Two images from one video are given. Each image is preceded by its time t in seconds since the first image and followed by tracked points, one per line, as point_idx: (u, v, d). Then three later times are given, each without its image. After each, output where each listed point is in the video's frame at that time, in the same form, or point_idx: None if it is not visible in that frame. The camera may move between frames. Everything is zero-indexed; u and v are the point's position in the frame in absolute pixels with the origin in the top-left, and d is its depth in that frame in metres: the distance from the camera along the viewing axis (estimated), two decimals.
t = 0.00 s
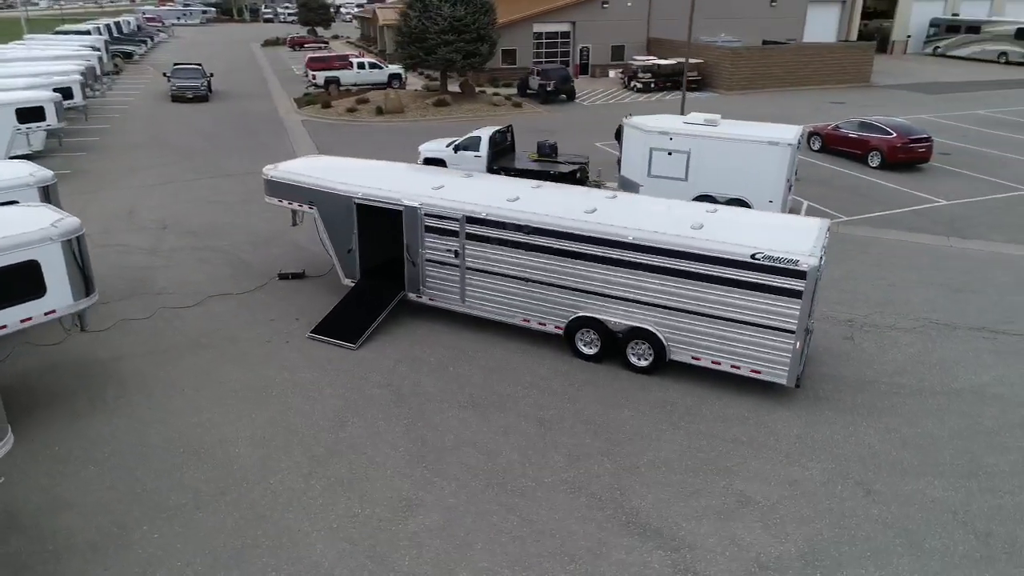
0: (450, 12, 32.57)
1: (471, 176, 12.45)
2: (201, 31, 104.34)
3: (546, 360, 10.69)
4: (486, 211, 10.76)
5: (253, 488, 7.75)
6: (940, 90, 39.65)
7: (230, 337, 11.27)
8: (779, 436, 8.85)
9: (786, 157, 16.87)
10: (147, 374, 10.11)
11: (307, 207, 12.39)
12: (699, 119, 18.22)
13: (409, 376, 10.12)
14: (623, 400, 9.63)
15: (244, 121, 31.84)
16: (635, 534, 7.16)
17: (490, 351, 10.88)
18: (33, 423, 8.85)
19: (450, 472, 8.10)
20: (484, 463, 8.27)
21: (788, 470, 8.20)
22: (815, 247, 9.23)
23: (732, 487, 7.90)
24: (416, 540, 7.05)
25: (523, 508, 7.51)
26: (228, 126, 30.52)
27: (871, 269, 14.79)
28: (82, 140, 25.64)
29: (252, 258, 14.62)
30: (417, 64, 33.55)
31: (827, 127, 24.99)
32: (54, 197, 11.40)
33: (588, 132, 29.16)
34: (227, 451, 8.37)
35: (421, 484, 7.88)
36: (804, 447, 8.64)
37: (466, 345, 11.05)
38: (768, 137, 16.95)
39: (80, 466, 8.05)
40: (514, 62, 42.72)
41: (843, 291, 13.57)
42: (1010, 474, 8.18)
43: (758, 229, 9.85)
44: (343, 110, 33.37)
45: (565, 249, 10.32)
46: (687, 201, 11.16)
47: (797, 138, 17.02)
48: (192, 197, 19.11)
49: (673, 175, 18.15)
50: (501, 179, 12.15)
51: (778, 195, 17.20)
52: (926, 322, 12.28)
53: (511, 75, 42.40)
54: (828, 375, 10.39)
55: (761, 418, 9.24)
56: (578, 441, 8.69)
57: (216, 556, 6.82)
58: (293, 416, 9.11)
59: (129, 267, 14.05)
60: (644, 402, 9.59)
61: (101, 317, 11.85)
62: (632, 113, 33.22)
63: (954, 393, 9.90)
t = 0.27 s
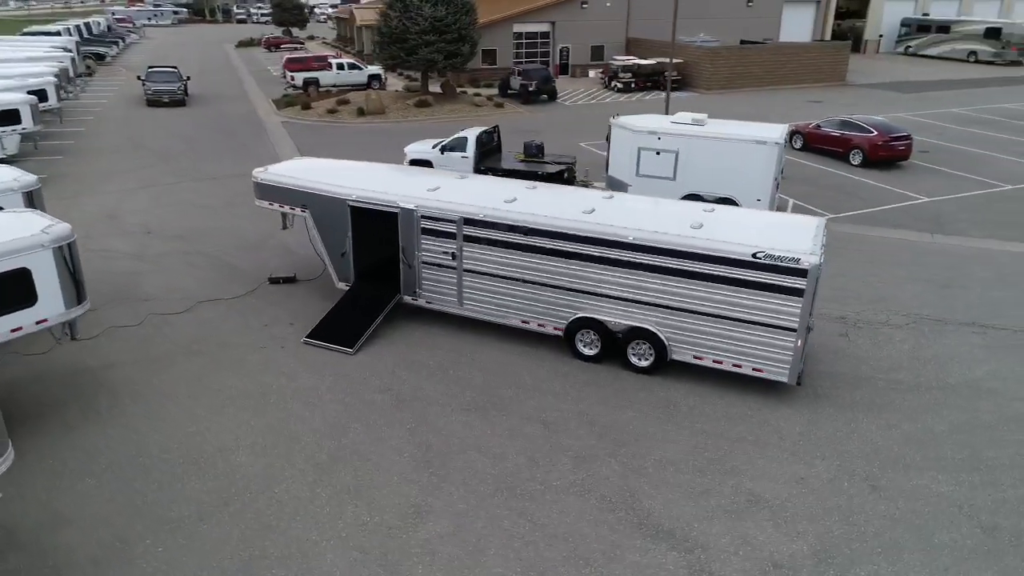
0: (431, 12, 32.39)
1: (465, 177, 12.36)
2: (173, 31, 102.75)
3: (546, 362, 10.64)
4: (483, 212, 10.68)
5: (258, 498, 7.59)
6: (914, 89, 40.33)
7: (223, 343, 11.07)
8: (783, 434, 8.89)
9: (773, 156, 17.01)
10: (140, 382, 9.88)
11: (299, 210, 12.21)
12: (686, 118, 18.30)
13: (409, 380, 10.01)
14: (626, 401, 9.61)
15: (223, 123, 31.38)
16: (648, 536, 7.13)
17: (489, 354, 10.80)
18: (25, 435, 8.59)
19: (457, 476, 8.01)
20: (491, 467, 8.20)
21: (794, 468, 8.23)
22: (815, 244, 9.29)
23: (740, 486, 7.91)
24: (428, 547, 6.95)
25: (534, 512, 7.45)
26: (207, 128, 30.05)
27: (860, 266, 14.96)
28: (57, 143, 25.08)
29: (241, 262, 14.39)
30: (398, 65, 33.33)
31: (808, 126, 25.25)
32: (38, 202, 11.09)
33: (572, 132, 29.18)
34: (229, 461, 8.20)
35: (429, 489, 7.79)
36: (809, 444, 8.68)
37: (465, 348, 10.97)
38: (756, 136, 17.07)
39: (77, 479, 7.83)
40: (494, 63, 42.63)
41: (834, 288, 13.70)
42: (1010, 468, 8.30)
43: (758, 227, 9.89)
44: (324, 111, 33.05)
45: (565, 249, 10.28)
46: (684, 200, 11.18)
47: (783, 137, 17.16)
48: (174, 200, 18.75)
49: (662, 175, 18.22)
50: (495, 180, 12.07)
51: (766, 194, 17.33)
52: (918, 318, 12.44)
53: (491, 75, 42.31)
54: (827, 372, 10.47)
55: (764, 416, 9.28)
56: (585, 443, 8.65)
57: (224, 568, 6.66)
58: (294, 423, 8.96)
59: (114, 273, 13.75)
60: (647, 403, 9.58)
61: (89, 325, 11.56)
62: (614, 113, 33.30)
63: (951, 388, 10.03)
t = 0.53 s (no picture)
0: (410, 13, 32.15)
1: (457, 178, 12.23)
2: (141, 32, 100.95)
3: (544, 364, 10.57)
4: (479, 214, 10.57)
5: (260, 510, 7.42)
6: (887, 87, 40.98)
7: (213, 351, 10.83)
8: (785, 433, 8.92)
9: (759, 155, 17.12)
10: (130, 393, 9.61)
11: (288, 214, 11.99)
12: (672, 118, 18.35)
13: (407, 385, 9.87)
14: (627, 403, 9.57)
15: (199, 126, 30.84)
16: (659, 539, 7.09)
17: (486, 357, 10.71)
18: (13, 450, 8.31)
19: (463, 483, 7.90)
20: (497, 472, 8.10)
21: (799, 467, 8.25)
22: (813, 243, 9.33)
23: (747, 486, 7.91)
24: (439, 557, 6.83)
25: (544, 517, 7.37)
26: (182, 131, 29.49)
27: (847, 263, 15.11)
28: (28, 147, 24.42)
29: (227, 268, 14.11)
30: (377, 66, 33.04)
31: (788, 125, 25.49)
32: (18, 209, 10.74)
33: (553, 132, 29.17)
34: (228, 473, 8.00)
35: (435, 497, 7.67)
36: (811, 443, 8.72)
37: (461, 352, 10.85)
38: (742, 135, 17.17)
39: (71, 495, 7.59)
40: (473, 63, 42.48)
41: (824, 286, 13.81)
42: (1009, 462, 8.39)
43: (755, 227, 9.90)
44: (302, 112, 32.64)
45: (561, 251, 10.21)
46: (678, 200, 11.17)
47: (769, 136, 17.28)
48: (154, 205, 18.37)
49: (649, 174, 18.26)
50: (488, 182, 11.95)
51: (752, 193, 17.44)
52: (907, 314, 12.58)
53: (470, 76, 42.20)
54: (823, 369, 10.53)
55: (764, 416, 9.30)
56: (589, 446, 8.59)
57: None
58: (292, 432, 8.77)
59: (96, 280, 13.39)
60: (648, 404, 9.55)
61: (73, 335, 11.23)
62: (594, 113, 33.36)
63: (945, 384, 10.15)
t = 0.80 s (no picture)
0: (388, 13, 31.86)
1: (450, 181, 12.07)
2: (109, 33, 98.98)
3: (543, 368, 10.46)
4: (476, 217, 10.43)
5: (263, 526, 7.21)
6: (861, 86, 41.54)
7: (204, 360, 10.55)
8: (789, 433, 8.92)
9: (746, 154, 17.17)
10: (120, 406, 9.32)
11: (278, 219, 11.74)
12: (658, 118, 18.36)
13: (406, 392, 9.70)
14: (630, 406, 9.51)
15: (175, 129, 30.26)
16: (672, 545, 7.02)
17: (485, 362, 10.57)
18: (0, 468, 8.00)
19: (471, 492, 7.76)
20: (504, 480, 7.97)
21: (806, 468, 8.24)
22: (813, 243, 9.34)
23: (755, 488, 7.88)
24: (450, 570, 6.69)
25: (554, 525, 7.27)
26: (157, 134, 28.91)
27: (836, 261, 15.22)
28: None
29: (213, 274, 13.80)
30: (355, 67, 32.69)
31: (769, 124, 25.70)
32: None
33: (535, 133, 29.09)
34: (228, 487, 7.78)
35: (442, 507, 7.52)
36: (815, 442, 8.73)
37: (459, 357, 10.70)
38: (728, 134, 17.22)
39: (65, 515, 7.32)
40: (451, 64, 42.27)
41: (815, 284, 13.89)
42: (1010, 458, 8.47)
43: (753, 227, 9.89)
44: (280, 114, 32.18)
45: (560, 254, 10.11)
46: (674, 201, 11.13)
47: (755, 135, 17.34)
48: (133, 210, 17.94)
49: (636, 175, 18.25)
50: (482, 184, 11.82)
51: (739, 192, 17.50)
52: (898, 312, 12.69)
53: (448, 76, 41.97)
54: (821, 369, 10.56)
55: (767, 417, 9.29)
56: (595, 451, 8.51)
57: None
58: (291, 443, 8.56)
59: (77, 289, 13.00)
60: (650, 407, 9.49)
61: (56, 346, 10.88)
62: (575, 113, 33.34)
63: (941, 381, 10.24)
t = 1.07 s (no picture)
0: (368, 13, 31.54)
1: (443, 184, 11.92)
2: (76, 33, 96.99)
3: (544, 373, 10.35)
4: (474, 221, 10.29)
5: (268, 543, 7.00)
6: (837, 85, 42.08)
7: (195, 370, 10.27)
8: (794, 435, 8.90)
9: (733, 154, 17.21)
10: (110, 420, 9.02)
11: (268, 225, 11.48)
12: (645, 118, 18.34)
13: (406, 400, 9.52)
14: (634, 410, 9.43)
15: (151, 132, 29.67)
16: (687, 552, 6.95)
17: (484, 368, 10.42)
18: None
19: (479, 502, 7.62)
20: (512, 489, 7.84)
21: (813, 469, 8.22)
22: (813, 244, 9.35)
23: (765, 491, 7.84)
24: None
25: (567, 535, 7.16)
26: (132, 137, 28.30)
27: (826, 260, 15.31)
28: None
29: (199, 281, 13.48)
30: (335, 68, 32.33)
31: (751, 123, 25.87)
32: None
33: (518, 133, 28.98)
34: (229, 502, 7.55)
35: (452, 519, 7.37)
36: (820, 444, 8.72)
37: (458, 363, 10.55)
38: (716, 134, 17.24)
39: (59, 536, 7.04)
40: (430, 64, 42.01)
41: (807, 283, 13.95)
42: (1012, 456, 8.53)
43: (752, 229, 9.88)
44: (259, 116, 31.70)
45: (560, 257, 10.00)
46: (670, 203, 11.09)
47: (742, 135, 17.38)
48: (112, 216, 17.50)
49: (624, 175, 18.22)
50: (476, 188, 11.68)
51: (727, 192, 17.54)
52: (891, 310, 12.78)
53: (428, 77, 41.69)
54: (820, 369, 10.58)
55: (771, 418, 9.27)
56: (602, 457, 8.41)
57: None
58: (292, 456, 8.34)
59: (59, 298, 12.61)
60: (654, 411, 9.42)
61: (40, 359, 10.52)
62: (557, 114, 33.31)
63: (938, 379, 10.31)
